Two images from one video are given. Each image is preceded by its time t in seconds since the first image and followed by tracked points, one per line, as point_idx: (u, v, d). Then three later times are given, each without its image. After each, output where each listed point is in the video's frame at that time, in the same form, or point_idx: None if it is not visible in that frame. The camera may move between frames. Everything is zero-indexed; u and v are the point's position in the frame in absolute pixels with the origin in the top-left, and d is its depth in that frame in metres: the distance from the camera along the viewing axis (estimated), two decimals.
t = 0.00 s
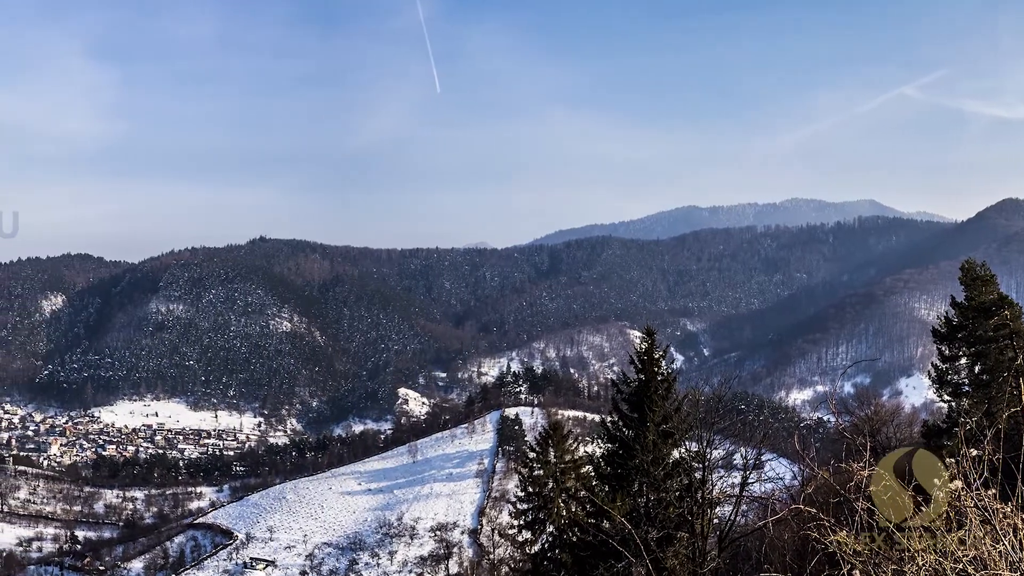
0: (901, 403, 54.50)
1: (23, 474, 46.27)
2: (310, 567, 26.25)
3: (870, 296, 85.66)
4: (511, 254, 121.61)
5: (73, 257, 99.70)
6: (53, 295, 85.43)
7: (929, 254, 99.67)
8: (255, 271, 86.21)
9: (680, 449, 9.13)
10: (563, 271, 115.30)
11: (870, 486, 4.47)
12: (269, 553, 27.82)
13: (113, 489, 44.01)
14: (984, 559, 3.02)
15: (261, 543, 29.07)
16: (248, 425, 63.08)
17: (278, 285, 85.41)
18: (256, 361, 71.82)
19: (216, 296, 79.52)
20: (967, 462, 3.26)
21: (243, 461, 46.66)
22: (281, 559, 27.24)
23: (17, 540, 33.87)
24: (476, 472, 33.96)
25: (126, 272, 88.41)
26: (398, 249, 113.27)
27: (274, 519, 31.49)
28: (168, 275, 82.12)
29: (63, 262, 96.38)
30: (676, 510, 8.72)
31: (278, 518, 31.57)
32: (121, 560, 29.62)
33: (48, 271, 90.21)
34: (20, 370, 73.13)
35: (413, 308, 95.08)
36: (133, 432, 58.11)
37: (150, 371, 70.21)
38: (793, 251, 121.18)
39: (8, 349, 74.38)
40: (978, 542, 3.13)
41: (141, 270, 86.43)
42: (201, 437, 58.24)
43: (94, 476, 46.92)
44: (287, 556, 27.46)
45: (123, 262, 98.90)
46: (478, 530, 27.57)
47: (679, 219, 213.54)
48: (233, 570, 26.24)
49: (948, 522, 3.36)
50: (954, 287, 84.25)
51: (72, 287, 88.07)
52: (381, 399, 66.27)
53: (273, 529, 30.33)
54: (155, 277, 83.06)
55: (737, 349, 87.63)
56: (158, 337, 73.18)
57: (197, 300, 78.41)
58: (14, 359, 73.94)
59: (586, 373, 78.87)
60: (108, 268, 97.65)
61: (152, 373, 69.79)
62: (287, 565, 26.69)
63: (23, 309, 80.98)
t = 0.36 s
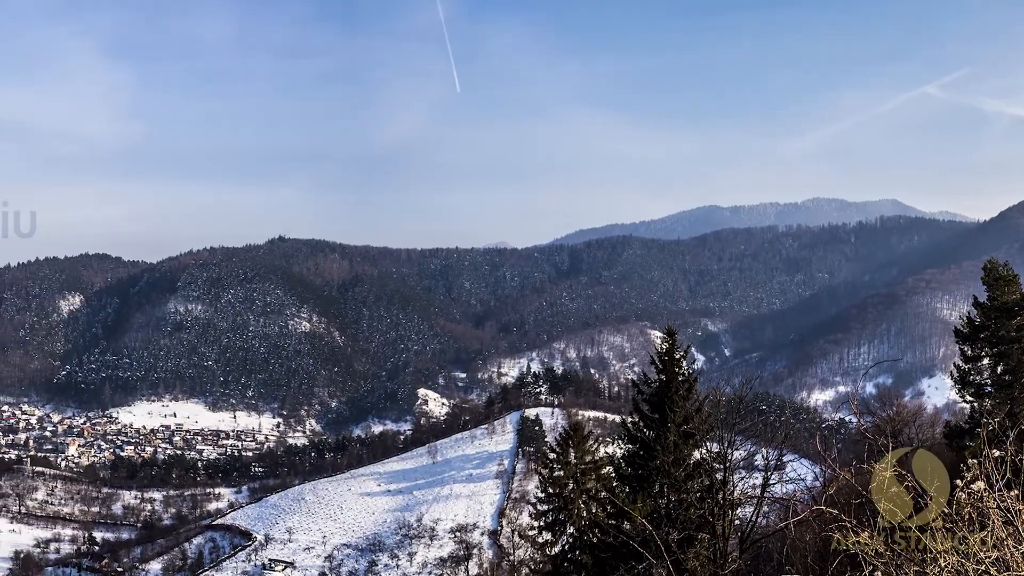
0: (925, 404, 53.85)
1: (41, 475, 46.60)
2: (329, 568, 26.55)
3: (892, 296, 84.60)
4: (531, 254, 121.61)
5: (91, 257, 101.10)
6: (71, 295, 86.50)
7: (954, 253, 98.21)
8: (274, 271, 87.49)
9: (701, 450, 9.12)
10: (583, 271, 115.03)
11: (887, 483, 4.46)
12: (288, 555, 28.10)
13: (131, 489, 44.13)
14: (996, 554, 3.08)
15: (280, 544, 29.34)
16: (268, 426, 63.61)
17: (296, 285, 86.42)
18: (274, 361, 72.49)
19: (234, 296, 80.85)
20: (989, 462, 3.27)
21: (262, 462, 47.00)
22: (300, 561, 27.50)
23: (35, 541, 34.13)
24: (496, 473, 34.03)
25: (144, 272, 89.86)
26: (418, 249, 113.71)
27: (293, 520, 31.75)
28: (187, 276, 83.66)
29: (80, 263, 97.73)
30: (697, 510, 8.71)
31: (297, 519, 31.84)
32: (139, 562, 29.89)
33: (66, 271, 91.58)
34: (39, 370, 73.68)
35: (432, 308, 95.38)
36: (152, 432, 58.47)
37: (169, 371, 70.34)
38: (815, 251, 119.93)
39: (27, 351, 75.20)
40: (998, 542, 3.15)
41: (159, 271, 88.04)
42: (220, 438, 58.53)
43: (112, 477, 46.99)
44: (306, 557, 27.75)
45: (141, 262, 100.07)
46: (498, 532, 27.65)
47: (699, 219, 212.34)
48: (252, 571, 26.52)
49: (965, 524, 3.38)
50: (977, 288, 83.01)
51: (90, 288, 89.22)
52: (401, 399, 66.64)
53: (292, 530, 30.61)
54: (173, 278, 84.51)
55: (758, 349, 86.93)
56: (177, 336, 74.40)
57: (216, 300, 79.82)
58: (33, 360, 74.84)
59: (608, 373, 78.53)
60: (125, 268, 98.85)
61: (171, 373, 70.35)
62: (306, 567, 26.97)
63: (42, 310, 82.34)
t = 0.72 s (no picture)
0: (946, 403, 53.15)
1: (58, 476, 46.29)
2: (347, 569, 26.79)
3: (913, 296, 83.50)
4: (551, 254, 121.47)
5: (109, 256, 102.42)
6: (89, 294, 87.58)
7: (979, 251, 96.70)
8: (293, 271, 88.75)
9: (722, 451, 9.08)
10: (604, 271, 114.58)
11: (906, 484, 4.44)
12: (307, 556, 28.29)
13: (148, 492, 43.53)
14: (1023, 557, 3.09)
15: (298, 546, 29.56)
16: (286, 427, 63.35)
17: (315, 285, 87.72)
18: (293, 361, 73.01)
19: (253, 297, 82.42)
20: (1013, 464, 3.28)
21: (280, 463, 47.17)
22: (319, 562, 27.71)
23: (53, 542, 34.04)
24: (516, 475, 34.06)
25: (163, 272, 91.64)
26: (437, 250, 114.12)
27: (311, 522, 31.98)
28: (206, 276, 85.51)
29: (99, 263, 98.99)
30: (717, 512, 8.65)
31: (315, 521, 32.06)
32: (158, 563, 30.08)
33: (84, 272, 92.53)
34: (58, 370, 72.95)
35: (452, 308, 95.52)
36: (170, 434, 58.21)
37: (186, 371, 70.54)
38: (836, 250, 118.54)
39: (45, 352, 75.00)
40: None
41: (178, 271, 89.97)
42: (239, 439, 58.18)
43: (130, 478, 46.57)
44: (325, 559, 27.96)
45: (158, 262, 101.31)
46: (518, 533, 27.74)
47: (720, 219, 210.97)
48: (272, 573, 26.70)
49: (989, 524, 3.36)
50: (1000, 287, 81.70)
51: (108, 287, 90.12)
52: (420, 399, 66.91)
53: (310, 531, 30.84)
54: (193, 277, 86.46)
55: (780, 349, 86.08)
56: (194, 337, 75.47)
57: (235, 300, 81.57)
58: (51, 360, 74.39)
59: (627, 374, 78.19)
60: (141, 268, 99.96)
61: (189, 373, 70.41)
62: (325, 568, 27.20)
63: (61, 311, 82.91)
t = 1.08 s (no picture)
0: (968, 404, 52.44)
1: (76, 476, 46.26)
2: (367, 570, 26.96)
3: (935, 296, 82.34)
4: (571, 254, 121.33)
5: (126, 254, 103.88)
6: (107, 294, 88.69)
7: (1005, 250, 95.18)
8: (311, 271, 89.54)
9: (743, 452, 9.05)
10: (624, 271, 114.15)
11: (929, 484, 4.42)
12: (326, 557, 28.50)
13: (167, 492, 43.69)
14: None
15: (317, 547, 29.78)
16: (305, 427, 63.78)
17: (334, 285, 88.47)
18: (312, 362, 73.56)
19: (271, 296, 83.28)
20: None
21: (299, 464, 47.40)
22: (338, 564, 27.88)
23: (71, 544, 34.07)
24: (536, 475, 34.09)
25: (180, 272, 92.66)
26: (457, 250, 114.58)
27: (331, 523, 32.19)
28: (224, 276, 86.58)
29: (118, 262, 100.30)
30: (739, 514, 8.61)
31: (335, 521, 32.27)
32: (177, 564, 30.26)
33: (102, 271, 93.55)
34: (76, 370, 73.78)
35: (472, 308, 95.80)
36: (188, 435, 58.45)
37: (205, 372, 71.15)
38: (858, 250, 117.15)
39: (63, 352, 76.06)
40: None
41: (195, 271, 91.08)
42: (258, 440, 58.37)
43: (148, 479, 46.23)
44: (344, 560, 28.14)
45: (176, 262, 102.60)
46: (538, 534, 27.81)
47: (740, 219, 209.31)
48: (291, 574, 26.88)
49: (1011, 525, 3.36)
50: None
51: (126, 287, 91.37)
52: (440, 400, 67.18)
53: (330, 532, 31.05)
54: (211, 277, 87.54)
55: (801, 349, 85.29)
56: (212, 337, 76.22)
57: (252, 300, 82.50)
58: (69, 360, 75.34)
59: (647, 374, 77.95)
60: (157, 268, 101.27)
61: (207, 374, 70.91)
62: (344, 569, 27.37)
63: (79, 311, 84.34)
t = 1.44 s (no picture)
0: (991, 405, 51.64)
1: (94, 478, 46.12)
2: (386, 572, 27.05)
3: (957, 296, 81.08)
4: (592, 254, 120.98)
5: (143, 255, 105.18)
6: (125, 295, 89.76)
7: None
8: (330, 271, 90.28)
9: (764, 453, 9.01)
10: (645, 271, 113.61)
11: (953, 487, 4.39)
12: (345, 559, 28.69)
13: (186, 493, 43.77)
14: None
15: (336, 548, 29.97)
16: (324, 428, 64.35)
17: (353, 285, 89.10)
18: (330, 362, 74.10)
19: (290, 296, 84.03)
20: None
21: (318, 465, 47.60)
22: (357, 565, 28.06)
23: (89, 545, 34.39)
24: (556, 476, 34.08)
25: (198, 273, 93.76)
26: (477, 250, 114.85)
27: (350, 524, 32.36)
28: (242, 276, 87.58)
29: (135, 263, 101.51)
30: (760, 514, 8.58)
31: (354, 523, 32.44)
32: (195, 566, 30.38)
33: (121, 272, 94.76)
34: (95, 371, 73.81)
35: (492, 308, 95.99)
36: (206, 436, 58.53)
37: (224, 372, 71.73)
38: (880, 250, 115.68)
39: (81, 352, 76.60)
40: None
41: (214, 271, 92.10)
42: (277, 441, 58.62)
43: (166, 479, 46.33)
44: (363, 561, 28.29)
45: (192, 263, 103.95)
46: (558, 535, 27.84)
47: (761, 219, 207.58)
48: None
49: None
50: None
51: (144, 287, 92.55)
52: (459, 400, 67.38)
53: (349, 534, 31.23)
54: (229, 277, 88.52)
55: (823, 350, 84.38)
56: (231, 337, 77.00)
57: (271, 300, 83.36)
58: (87, 360, 75.73)
59: (668, 375, 77.63)
60: (175, 270, 102.54)
61: (225, 375, 71.38)
62: (363, 571, 27.51)
63: (97, 311, 85.32)
